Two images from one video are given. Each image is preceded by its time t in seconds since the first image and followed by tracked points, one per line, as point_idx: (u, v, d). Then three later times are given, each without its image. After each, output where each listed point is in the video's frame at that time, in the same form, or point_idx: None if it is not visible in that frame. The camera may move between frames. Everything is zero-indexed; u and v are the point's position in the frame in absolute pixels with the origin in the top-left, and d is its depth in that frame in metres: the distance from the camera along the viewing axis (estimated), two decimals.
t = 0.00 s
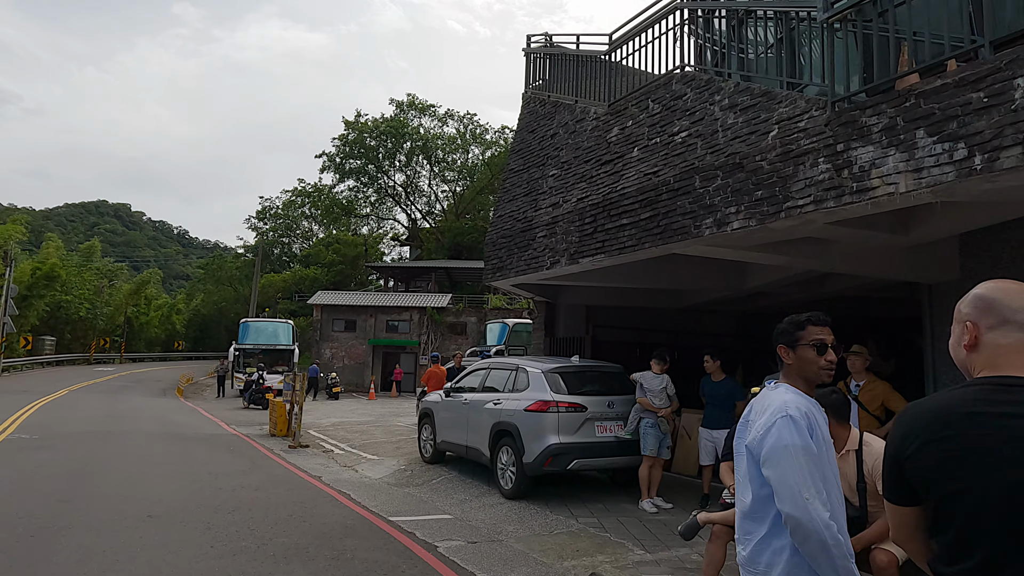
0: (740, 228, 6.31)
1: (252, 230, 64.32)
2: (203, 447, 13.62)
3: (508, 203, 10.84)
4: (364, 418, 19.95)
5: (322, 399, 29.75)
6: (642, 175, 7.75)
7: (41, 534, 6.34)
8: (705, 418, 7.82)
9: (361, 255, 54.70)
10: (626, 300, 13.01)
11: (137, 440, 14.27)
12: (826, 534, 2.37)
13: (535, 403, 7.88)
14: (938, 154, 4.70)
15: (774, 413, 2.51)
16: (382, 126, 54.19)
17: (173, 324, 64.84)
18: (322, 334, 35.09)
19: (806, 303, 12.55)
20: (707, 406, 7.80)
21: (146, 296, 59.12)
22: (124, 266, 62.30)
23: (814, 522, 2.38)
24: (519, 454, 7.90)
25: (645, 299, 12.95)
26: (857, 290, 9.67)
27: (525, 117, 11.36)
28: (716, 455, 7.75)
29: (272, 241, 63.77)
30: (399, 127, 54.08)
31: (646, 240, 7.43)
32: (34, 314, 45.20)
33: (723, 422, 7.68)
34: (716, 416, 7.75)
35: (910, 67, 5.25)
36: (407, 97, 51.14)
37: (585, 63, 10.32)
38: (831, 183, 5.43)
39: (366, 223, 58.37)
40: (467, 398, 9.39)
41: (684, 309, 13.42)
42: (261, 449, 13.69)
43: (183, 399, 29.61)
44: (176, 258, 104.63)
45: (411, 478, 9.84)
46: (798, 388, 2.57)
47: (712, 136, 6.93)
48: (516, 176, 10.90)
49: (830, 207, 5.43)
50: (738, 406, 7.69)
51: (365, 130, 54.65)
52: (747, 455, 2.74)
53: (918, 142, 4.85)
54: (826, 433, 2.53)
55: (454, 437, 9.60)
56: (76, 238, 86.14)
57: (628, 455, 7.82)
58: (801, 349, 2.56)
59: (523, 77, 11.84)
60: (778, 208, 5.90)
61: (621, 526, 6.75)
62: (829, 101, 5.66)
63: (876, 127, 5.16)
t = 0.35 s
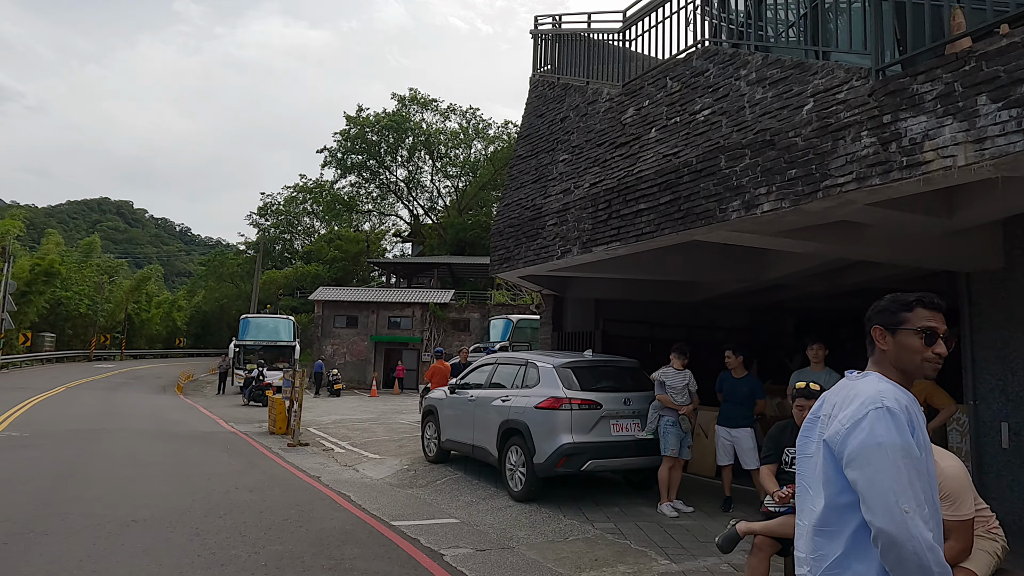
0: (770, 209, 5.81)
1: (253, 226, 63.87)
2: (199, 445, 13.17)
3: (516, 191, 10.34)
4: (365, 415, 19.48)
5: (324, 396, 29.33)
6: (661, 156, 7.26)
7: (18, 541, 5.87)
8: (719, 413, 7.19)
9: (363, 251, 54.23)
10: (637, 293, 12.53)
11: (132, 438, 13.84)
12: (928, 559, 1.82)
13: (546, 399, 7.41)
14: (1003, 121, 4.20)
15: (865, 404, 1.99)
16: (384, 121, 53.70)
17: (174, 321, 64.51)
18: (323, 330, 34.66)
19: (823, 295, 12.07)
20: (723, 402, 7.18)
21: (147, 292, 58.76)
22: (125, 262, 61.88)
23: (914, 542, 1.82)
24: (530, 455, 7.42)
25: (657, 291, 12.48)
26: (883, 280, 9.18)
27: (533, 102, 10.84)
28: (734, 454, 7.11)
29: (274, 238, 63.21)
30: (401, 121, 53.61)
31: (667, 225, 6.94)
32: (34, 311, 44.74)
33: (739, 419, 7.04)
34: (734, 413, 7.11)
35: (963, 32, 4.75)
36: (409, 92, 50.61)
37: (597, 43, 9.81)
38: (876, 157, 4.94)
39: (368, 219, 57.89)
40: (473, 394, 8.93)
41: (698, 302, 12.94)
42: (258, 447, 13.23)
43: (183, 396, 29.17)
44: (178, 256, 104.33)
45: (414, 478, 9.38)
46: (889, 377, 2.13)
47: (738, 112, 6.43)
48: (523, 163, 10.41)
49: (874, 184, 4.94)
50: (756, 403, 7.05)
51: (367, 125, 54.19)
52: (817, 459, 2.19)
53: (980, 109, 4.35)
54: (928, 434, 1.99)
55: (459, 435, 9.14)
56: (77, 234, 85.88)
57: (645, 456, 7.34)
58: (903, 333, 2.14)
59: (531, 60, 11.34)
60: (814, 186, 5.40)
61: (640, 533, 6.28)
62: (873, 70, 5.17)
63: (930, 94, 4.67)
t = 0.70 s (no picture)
0: (808, 195, 5.31)
1: (252, 222, 63.34)
2: (192, 446, 12.69)
3: (523, 181, 9.84)
4: (365, 414, 18.99)
5: (323, 394, 28.84)
6: (682, 141, 6.77)
7: None
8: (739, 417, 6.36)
9: (363, 247, 53.72)
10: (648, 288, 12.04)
11: (123, 438, 13.37)
12: None
13: (559, 401, 6.92)
14: None
15: None
16: (384, 116, 53.16)
17: (173, 318, 64.03)
18: (322, 327, 34.17)
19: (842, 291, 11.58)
20: (743, 405, 6.34)
21: (146, 288, 58.28)
22: (123, 258, 61.34)
23: None
24: (541, 461, 6.94)
25: (669, 287, 11.98)
26: (912, 273, 8.69)
27: (542, 88, 10.32)
28: (757, 461, 6.29)
29: (273, 234, 62.65)
30: (402, 116, 53.07)
31: (690, 215, 6.45)
32: (30, 308, 44.21)
33: (764, 423, 6.21)
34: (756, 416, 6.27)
35: None
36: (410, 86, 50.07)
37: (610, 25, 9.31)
38: (935, 134, 4.43)
39: (368, 215, 57.36)
40: (478, 395, 8.45)
41: (711, 298, 12.44)
42: (254, 448, 12.75)
43: (181, 394, 28.69)
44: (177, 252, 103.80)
45: (416, 483, 8.89)
46: None
47: (770, 90, 5.92)
48: (531, 151, 9.90)
49: (932, 165, 4.43)
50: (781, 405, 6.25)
51: (367, 120, 53.67)
52: (949, 495, 1.84)
53: None
54: None
55: (463, 438, 8.66)
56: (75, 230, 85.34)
57: (665, 463, 6.85)
58: None
59: (538, 44, 10.81)
60: (859, 169, 4.91)
61: (664, 547, 5.79)
62: (929, 39, 4.66)
63: (999, 63, 4.16)
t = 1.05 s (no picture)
0: (859, 176, 4.83)
1: (252, 218, 62.83)
2: (188, 446, 12.21)
3: (534, 169, 9.35)
4: (367, 413, 18.51)
5: (323, 392, 28.36)
6: (712, 121, 6.28)
7: None
8: (773, 418, 5.86)
9: (364, 243, 53.22)
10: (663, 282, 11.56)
11: (116, 437, 12.88)
12: None
13: (578, 402, 6.44)
14: None
15: None
16: (386, 111, 52.65)
17: (172, 315, 63.53)
18: (323, 323, 33.72)
19: (866, 286, 11.10)
20: (778, 405, 5.84)
21: (144, 284, 57.75)
22: (122, 253, 60.79)
23: None
24: (559, 464, 6.46)
25: (685, 281, 11.50)
26: (947, 265, 8.21)
27: (553, 71, 9.84)
28: (792, 466, 5.78)
29: (273, 230, 62.13)
30: (403, 111, 52.54)
31: (721, 200, 5.96)
32: (28, 303, 43.72)
33: (801, 425, 5.71)
34: (792, 417, 5.75)
35: None
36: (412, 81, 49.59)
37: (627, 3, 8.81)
38: (1013, 103, 3.95)
39: (369, 211, 56.85)
40: (489, 394, 7.97)
41: (728, 293, 11.95)
42: (252, 448, 12.27)
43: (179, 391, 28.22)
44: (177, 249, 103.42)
45: (422, 486, 8.41)
46: None
47: (813, 63, 5.43)
48: (543, 137, 9.42)
49: (1009, 138, 3.95)
50: (820, 405, 5.75)
51: (368, 114, 53.19)
52: None
53: None
54: None
55: (473, 440, 8.19)
56: (74, 226, 84.91)
57: (691, 467, 6.38)
58: None
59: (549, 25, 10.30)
60: (921, 145, 4.42)
61: (697, 561, 5.31)
62: None
63: None
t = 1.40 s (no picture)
0: (923, 148, 4.33)
1: (252, 213, 62.33)
2: (183, 445, 11.70)
3: (548, 153, 8.85)
4: (369, 410, 18.03)
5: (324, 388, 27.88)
6: (747, 93, 5.78)
7: None
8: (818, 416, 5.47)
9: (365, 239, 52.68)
10: (679, 273, 11.06)
11: (110, 435, 12.38)
12: None
13: (600, 399, 5.95)
14: None
15: None
16: (387, 105, 52.13)
17: (172, 311, 63.05)
18: (324, 319, 33.25)
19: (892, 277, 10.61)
20: (823, 402, 5.45)
21: (144, 281, 57.24)
22: (121, 249, 60.25)
23: None
24: (579, 468, 5.98)
25: (702, 272, 11.00)
26: (988, 254, 7.74)
27: (567, 51, 9.33)
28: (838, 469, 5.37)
29: (274, 226, 61.59)
30: (405, 105, 51.97)
31: (759, 179, 5.46)
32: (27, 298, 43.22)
33: (849, 423, 5.29)
34: (839, 415, 5.34)
35: None
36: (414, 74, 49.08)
37: None
38: None
39: (370, 206, 56.29)
40: (500, 391, 7.51)
41: (746, 285, 11.46)
42: (250, 447, 11.77)
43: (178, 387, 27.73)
44: (178, 246, 102.92)
45: (429, 488, 7.92)
46: None
47: (865, 26, 4.93)
48: (557, 120, 8.91)
49: None
50: (870, 402, 5.36)
51: (370, 108, 52.66)
52: None
53: None
54: None
55: (482, 440, 7.73)
56: (74, 222, 84.43)
57: (723, 471, 5.90)
58: None
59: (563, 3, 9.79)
60: (998, 110, 3.92)
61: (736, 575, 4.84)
62: None
63: None
